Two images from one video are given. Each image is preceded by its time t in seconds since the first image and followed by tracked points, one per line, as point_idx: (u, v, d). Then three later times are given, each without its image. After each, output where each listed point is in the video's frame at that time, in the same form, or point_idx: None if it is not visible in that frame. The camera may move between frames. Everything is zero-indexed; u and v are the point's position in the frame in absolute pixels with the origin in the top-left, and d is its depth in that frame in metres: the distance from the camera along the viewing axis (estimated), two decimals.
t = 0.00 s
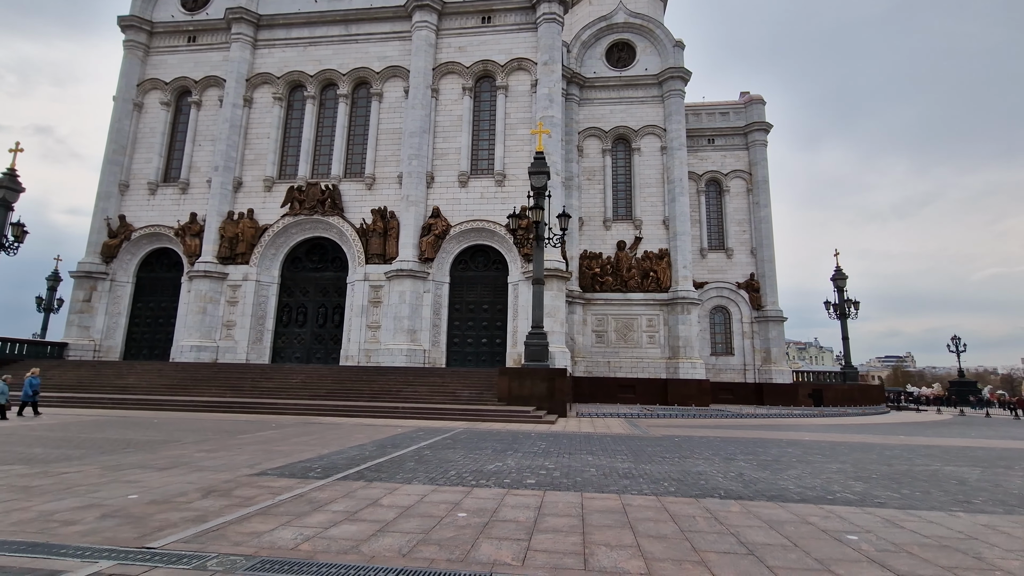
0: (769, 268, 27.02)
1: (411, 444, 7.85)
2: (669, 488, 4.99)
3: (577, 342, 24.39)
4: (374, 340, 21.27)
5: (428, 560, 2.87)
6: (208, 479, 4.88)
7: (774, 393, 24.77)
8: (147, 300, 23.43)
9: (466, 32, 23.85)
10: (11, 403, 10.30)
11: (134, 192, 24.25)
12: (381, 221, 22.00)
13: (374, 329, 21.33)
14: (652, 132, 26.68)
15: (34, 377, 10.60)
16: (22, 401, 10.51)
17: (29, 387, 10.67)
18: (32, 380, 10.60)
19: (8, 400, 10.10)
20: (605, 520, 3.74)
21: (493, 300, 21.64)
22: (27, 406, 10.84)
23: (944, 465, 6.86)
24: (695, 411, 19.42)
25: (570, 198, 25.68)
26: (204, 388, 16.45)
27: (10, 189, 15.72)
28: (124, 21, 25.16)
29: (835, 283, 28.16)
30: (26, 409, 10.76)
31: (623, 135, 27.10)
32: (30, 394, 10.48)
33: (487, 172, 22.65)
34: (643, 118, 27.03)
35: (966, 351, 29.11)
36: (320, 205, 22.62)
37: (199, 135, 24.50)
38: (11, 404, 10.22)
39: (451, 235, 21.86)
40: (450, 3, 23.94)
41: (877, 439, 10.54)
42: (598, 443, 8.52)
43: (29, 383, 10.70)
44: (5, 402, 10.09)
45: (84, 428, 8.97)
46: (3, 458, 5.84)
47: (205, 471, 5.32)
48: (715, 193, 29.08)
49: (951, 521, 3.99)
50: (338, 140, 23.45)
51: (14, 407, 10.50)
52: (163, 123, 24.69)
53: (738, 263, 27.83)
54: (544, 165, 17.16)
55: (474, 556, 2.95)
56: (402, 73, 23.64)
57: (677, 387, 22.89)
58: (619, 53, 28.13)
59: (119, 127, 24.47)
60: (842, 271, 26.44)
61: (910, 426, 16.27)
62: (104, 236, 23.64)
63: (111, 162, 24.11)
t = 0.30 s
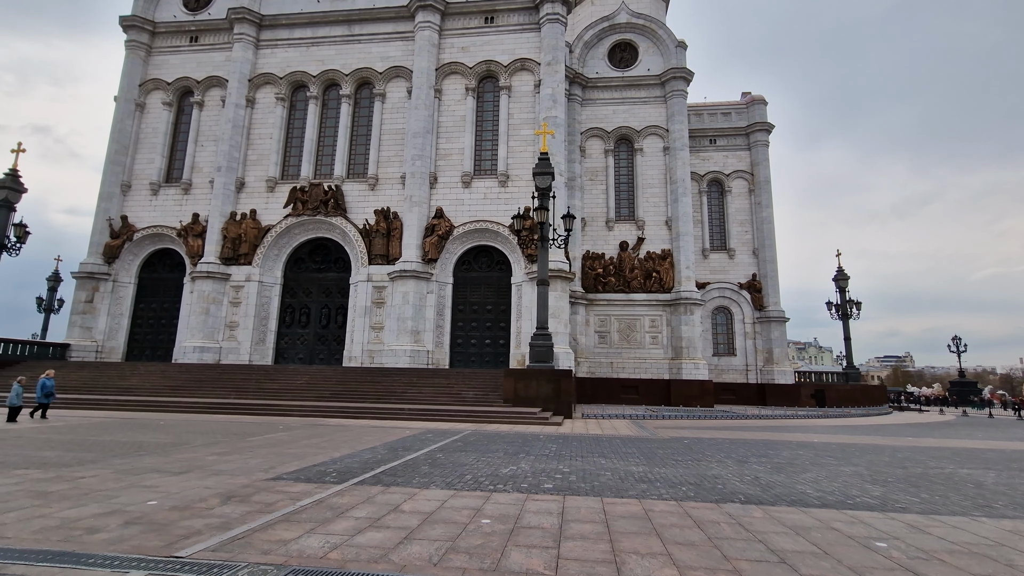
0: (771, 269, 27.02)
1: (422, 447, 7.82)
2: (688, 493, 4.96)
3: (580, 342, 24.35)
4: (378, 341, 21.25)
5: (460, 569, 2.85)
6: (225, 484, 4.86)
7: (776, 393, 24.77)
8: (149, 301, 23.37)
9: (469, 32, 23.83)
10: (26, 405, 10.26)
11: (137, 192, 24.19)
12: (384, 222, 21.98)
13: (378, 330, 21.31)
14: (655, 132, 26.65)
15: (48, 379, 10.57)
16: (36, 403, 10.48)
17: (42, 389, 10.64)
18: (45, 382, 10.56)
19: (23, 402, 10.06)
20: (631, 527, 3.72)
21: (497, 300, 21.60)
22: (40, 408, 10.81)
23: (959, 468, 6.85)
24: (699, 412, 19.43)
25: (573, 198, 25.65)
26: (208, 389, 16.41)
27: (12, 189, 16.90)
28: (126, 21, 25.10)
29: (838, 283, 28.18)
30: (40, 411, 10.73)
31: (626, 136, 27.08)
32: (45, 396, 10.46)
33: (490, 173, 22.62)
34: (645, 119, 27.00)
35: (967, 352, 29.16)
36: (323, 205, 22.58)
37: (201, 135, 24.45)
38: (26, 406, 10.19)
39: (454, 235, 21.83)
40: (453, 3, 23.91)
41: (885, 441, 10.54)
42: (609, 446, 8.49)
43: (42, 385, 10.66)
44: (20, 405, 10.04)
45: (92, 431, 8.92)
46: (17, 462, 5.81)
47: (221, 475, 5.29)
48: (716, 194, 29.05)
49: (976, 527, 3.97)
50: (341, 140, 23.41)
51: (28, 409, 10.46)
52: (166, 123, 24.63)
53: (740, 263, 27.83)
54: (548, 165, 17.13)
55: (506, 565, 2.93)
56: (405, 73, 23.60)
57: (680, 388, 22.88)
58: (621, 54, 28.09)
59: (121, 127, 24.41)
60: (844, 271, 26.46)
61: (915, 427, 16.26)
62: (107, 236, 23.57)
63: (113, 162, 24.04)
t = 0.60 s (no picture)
0: (775, 269, 26.99)
1: (434, 447, 7.83)
2: (706, 494, 4.96)
3: (584, 342, 24.34)
4: (383, 341, 21.27)
5: (492, 571, 2.85)
6: (244, 485, 4.87)
7: (780, 394, 24.75)
8: (154, 302, 23.40)
9: (474, 32, 23.84)
10: (44, 406, 10.27)
11: (142, 193, 24.23)
12: (389, 222, 22.01)
13: (383, 330, 21.33)
14: (659, 132, 26.63)
15: (66, 380, 10.60)
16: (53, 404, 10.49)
17: (59, 390, 10.66)
18: (63, 383, 10.59)
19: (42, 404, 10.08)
20: (654, 528, 3.72)
21: (502, 301, 21.61)
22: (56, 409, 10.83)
23: (971, 469, 6.84)
24: (705, 412, 19.43)
25: (577, 199, 25.65)
26: (215, 390, 16.45)
27: (17, 190, 18.09)
28: (131, 22, 25.15)
29: (842, 283, 28.14)
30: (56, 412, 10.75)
31: (630, 136, 27.07)
32: (63, 398, 10.49)
33: (495, 173, 22.63)
34: (649, 119, 26.98)
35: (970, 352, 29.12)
36: (329, 206, 22.61)
37: (206, 136, 24.48)
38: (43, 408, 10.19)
39: (459, 236, 21.84)
40: (458, 4, 23.93)
41: (894, 441, 10.52)
42: (620, 446, 8.49)
43: (59, 386, 10.68)
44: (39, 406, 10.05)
45: (104, 431, 8.93)
46: (34, 462, 5.82)
47: (238, 476, 5.30)
48: (720, 194, 29.02)
49: (998, 528, 3.98)
50: (346, 141, 23.44)
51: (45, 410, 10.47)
52: (171, 124, 24.68)
53: (744, 264, 27.81)
54: (554, 166, 17.12)
55: (535, 567, 2.94)
56: (410, 73, 23.62)
57: (685, 388, 22.87)
58: (625, 54, 28.08)
59: (126, 128, 24.47)
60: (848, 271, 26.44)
61: (921, 427, 16.23)
62: (112, 237, 23.62)
63: (118, 163, 24.09)
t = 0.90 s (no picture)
0: (779, 269, 26.97)
1: (447, 448, 7.85)
2: (725, 494, 4.97)
3: (589, 343, 24.32)
4: (389, 341, 21.29)
5: (525, 570, 2.87)
6: (265, 485, 4.90)
7: (785, 394, 24.72)
8: (160, 302, 23.44)
9: (479, 33, 23.86)
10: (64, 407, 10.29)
11: (147, 193, 24.28)
12: (395, 223, 22.05)
13: (389, 331, 21.35)
14: (663, 132, 26.62)
15: (84, 381, 10.62)
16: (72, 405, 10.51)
17: (77, 391, 10.67)
18: (81, 384, 10.60)
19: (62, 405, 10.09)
20: (680, 527, 3.73)
21: (507, 301, 21.63)
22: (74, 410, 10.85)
23: (985, 469, 6.84)
24: (711, 412, 19.42)
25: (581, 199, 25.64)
26: (222, 390, 16.48)
27: (24, 190, 18.23)
28: (136, 23, 25.21)
29: (846, 283, 28.11)
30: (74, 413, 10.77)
31: (634, 136, 27.06)
32: (81, 399, 10.51)
33: (500, 173, 22.64)
34: (653, 119, 26.98)
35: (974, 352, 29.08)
36: (334, 206, 22.65)
37: (211, 136, 24.53)
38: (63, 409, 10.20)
39: (464, 236, 21.86)
40: (462, 4, 23.95)
41: (903, 441, 10.51)
42: (631, 447, 8.50)
43: (77, 387, 10.70)
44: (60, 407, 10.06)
45: (116, 431, 8.96)
46: (53, 462, 5.85)
47: (258, 476, 5.33)
48: (724, 194, 29.00)
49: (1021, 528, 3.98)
50: (351, 141, 23.47)
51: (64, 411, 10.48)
52: (176, 125, 24.73)
53: (748, 263, 27.79)
54: (560, 166, 17.11)
55: (567, 566, 2.95)
56: (414, 74, 23.65)
57: (690, 388, 22.85)
58: (629, 54, 28.08)
59: (132, 128, 24.52)
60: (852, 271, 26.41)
61: (928, 427, 16.21)
62: (118, 238, 23.67)
63: (124, 164, 24.15)
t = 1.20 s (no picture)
0: (785, 269, 26.88)
1: (459, 448, 7.85)
2: (744, 496, 4.94)
3: (595, 343, 24.27)
4: (395, 342, 21.31)
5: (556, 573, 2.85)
6: (284, 486, 4.90)
7: (791, 394, 24.62)
8: (167, 303, 23.52)
9: (485, 33, 23.85)
10: (83, 409, 10.31)
11: (154, 194, 24.35)
12: (401, 223, 22.06)
13: (395, 331, 21.36)
14: (668, 132, 26.57)
15: (102, 382, 10.63)
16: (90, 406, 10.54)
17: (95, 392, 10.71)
18: (100, 385, 10.62)
19: (82, 406, 10.12)
20: (704, 529, 3.72)
21: (513, 301, 21.61)
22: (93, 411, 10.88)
23: (1002, 470, 6.78)
24: (718, 412, 19.35)
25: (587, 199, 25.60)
26: (230, 391, 16.50)
27: (32, 193, 18.29)
28: (143, 25, 25.29)
29: (852, 283, 28.00)
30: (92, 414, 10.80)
31: (639, 135, 27.01)
32: (99, 400, 10.53)
33: (506, 174, 22.63)
34: (659, 119, 26.92)
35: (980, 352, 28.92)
36: (340, 207, 22.68)
37: (218, 137, 24.58)
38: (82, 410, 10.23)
39: (471, 236, 21.85)
40: (468, 4, 23.96)
41: (914, 442, 10.45)
42: (643, 447, 8.47)
43: (95, 388, 10.73)
44: (79, 408, 10.09)
45: (129, 432, 8.98)
46: (71, 463, 5.87)
47: (276, 477, 5.34)
48: (729, 193, 28.92)
49: None
50: (356, 141, 23.49)
51: (82, 412, 10.51)
52: (182, 126, 24.80)
53: (754, 263, 27.70)
54: (567, 166, 17.06)
55: (597, 568, 2.94)
56: (420, 74, 23.65)
57: (696, 389, 22.80)
58: (634, 53, 28.03)
59: (139, 129, 24.58)
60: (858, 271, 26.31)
61: (936, 428, 16.13)
62: (125, 239, 23.74)
63: (131, 165, 24.23)
